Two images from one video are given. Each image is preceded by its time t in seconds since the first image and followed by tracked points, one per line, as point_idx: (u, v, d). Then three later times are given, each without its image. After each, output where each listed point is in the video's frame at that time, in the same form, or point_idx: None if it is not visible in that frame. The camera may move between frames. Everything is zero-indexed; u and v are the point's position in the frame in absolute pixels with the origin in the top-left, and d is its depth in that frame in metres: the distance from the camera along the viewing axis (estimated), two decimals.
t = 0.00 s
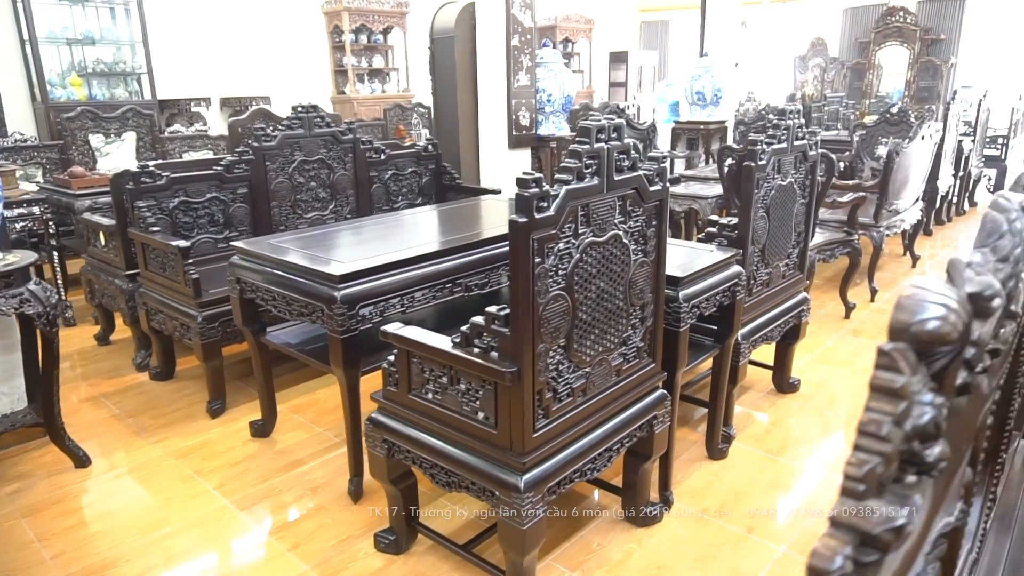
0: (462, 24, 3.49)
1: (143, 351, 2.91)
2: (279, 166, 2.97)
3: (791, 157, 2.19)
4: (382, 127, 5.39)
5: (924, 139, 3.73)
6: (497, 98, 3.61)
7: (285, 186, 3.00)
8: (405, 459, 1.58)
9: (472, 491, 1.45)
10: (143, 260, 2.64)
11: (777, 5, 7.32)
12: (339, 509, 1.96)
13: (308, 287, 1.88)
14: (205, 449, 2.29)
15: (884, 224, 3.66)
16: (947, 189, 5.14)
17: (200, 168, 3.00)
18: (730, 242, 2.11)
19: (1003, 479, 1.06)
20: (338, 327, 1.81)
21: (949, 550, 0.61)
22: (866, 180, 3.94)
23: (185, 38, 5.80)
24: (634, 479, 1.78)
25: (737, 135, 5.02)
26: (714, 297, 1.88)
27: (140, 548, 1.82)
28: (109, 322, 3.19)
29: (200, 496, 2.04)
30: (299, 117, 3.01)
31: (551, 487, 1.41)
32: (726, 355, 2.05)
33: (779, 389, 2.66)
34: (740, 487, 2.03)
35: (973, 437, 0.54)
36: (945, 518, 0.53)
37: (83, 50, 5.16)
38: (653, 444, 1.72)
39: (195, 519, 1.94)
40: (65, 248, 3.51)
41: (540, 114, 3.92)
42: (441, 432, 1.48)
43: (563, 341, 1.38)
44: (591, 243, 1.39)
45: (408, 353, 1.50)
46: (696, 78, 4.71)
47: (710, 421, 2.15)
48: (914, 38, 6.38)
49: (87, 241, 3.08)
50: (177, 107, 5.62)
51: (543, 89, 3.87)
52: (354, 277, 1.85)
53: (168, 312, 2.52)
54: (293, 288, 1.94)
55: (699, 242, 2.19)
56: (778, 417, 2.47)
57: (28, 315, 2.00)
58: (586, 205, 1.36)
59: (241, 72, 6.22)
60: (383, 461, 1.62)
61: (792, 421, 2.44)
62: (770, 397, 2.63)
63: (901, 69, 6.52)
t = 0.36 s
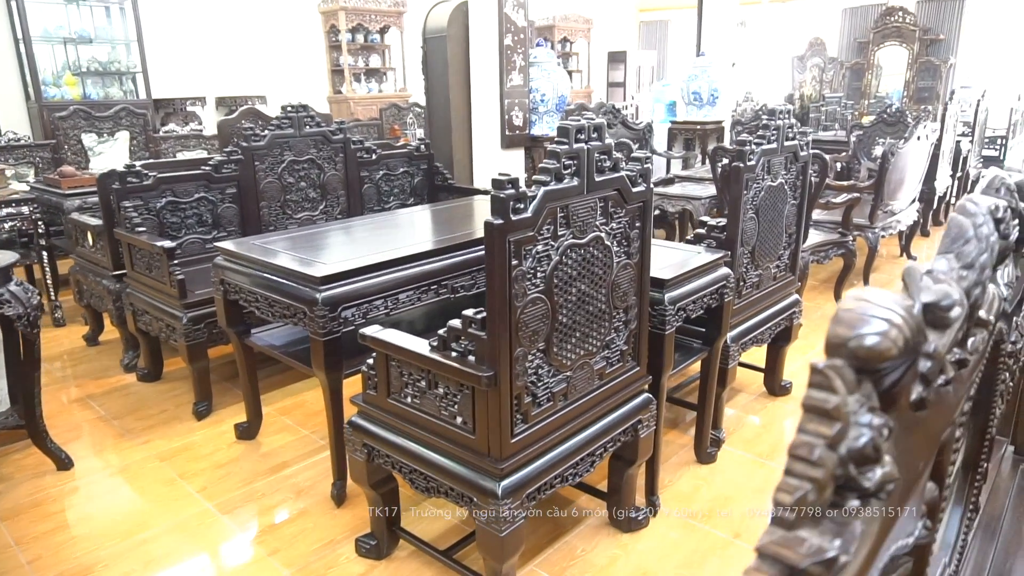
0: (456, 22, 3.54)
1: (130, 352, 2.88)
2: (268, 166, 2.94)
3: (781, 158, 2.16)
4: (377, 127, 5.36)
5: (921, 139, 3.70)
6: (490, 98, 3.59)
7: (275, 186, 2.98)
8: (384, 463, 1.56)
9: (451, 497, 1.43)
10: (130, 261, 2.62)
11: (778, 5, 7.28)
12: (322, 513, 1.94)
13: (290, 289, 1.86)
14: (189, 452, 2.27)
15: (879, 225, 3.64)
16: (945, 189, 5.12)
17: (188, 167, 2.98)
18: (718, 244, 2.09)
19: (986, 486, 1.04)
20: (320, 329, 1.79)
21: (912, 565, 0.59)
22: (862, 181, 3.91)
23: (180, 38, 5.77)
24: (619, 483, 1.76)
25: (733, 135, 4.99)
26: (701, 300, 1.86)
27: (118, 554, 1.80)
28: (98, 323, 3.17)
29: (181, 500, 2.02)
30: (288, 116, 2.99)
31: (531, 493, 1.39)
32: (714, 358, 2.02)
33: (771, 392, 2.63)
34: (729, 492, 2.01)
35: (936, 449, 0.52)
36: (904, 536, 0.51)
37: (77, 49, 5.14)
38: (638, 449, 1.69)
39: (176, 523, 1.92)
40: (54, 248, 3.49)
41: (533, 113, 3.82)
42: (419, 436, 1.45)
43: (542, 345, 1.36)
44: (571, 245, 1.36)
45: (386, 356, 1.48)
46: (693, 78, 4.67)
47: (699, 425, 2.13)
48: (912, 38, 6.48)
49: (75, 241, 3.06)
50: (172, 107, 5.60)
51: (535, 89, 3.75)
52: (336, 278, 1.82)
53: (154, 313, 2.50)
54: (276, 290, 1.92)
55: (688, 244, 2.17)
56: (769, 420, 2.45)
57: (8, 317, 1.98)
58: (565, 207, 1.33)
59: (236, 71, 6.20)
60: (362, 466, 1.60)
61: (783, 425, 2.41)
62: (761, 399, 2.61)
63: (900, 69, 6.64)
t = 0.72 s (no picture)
0: (453, 22, 3.53)
1: (124, 353, 2.87)
2: (262, 166, 2.92)
3: (778, 158, 2.14)
4: (376, 127, 5.35)
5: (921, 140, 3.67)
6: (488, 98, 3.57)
7: (270, 186, 2.96)
8: (374, 467, 1.54)
9: (441, 502, 1.41)
10: (123, 261, 2.60)
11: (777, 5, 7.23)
12: (314, 517, 1.92)
13: (281, 290, 1.84)
14: (181, 454, 2.25)
15: (879, 226, 3.62)
16: (946, 190, 5.10)
17: (181, 167, 2.96)
18: (715, 245, 2.07)
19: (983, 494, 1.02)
20: (311, 331, 1.78)
21: None
22: (862, 182, 3.89)
23: (178, 37, 5.76)
24: (613, 487, 1.74)
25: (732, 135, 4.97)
26: (697, 302, 1.84)
27: (106, 557, 1.78)
28: (92, 323, 3.16)
29: (172, 503, 2.00)
30: (283, 116, 2.97)
31: (521, 499, 1.37)
32: (710, 361, 2.00)
33: (769, 395, 2.61)
34: (724, 496, 1.98)
35: (925, 463, 0.51)
36: (891, 556, 0.49)
37: (74, 48, 5.13)
38: (631, 453, 1.67)
39: (166, 526, 1.90)
40: (49, 248, 3.47)
41: (531, 114, 3.81)
42: (409, 441, 1.44)
43: (533, 348, 1.34)
44: (562, 247, 1.34)
45: (376, 359, 1.46)
46: (692, 78, 4.64)
47: (694, 429, 2.11)
48: (914, 38, 6.48)
49: (68, 241, 3.04)
50: (170, 106, 5.58)
51: (533, 89, 3.78)
52: (327, 280, 1.81)
53: (147, 314, 2.48)
54: (267, 292, 1.90)
55: (684, 245, 2.14)
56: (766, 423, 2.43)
57: None
58: (556, 209, 1.31)
59: (235, 70, 6.18)
60: (352, 470, 1.58)
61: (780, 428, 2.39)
62: (759, 402, 2.59)
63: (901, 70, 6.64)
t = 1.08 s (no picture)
0: (451, 22, 3.50)
1: (118, 356, 2.85)
2: (257, 168, 2.90)
3: (777, 160, 2.11)
4: (375, 127, 5.33)
5: (923, 141, 3.64)
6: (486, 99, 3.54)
7: (265, 187, 2.94)
8: (365, 476, 1.51)
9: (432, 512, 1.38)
10: (116, 265, 2.57)
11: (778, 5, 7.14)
12: (305, 524, 1.90)
13: (272, 294, 1.82)
14: (173, 459, 2.23)
15: (880, 228, 3.60)
16: (948, 191, 5.06)
17: (176, 169, 2.93)
18: (713, 248, 2.04)
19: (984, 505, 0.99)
20: (302, 336, 1.75)
21: None
22: (863, 183, 3.86)
23: (176, 38, 5.74)
24: (608, 495, 1.71)
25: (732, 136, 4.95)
26: (694, 307, 1.81)
27: (95, 565, 1.75)
28: (86, 326, 3.14)
29: (163, 509, 1.97)
30: (279, 117, 2.95)
31: (513, 509, 1.35)
32: (708, 366, 1.98)
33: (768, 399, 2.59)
34: (722, 504, 1.96)
35: (921, 489, 0.48)
36: None
37: (72, 49, 5.10)
38: (627, 461, 1.64)
39: (156, 533, 1.88)
40: (44, 249, 3.45)
41: (529, 115, 3.77)
42: (399, 448, 1.41)
43: (524, 355, 1.32)
44: (554, 252, 1.31)
45: (366, 366, 1.43)
46: (692, 79, 4.61)
47: (692, 435, 2.08)
48: (916, 39, 6.40)
49: (63, 243, 3.03)
50: (168, 107, 5.57)
51: (532, 90, 3.75)
52: (319, 284, 1.78)
53: (140, 318, 2.46)
54: (258, 296, 1.87)
55: (681, 248, 2.11)
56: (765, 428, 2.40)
57: None
58: (548, 213, 1.29)
59: (234, 71, 6.17)
60: (343, 477, 1.55)
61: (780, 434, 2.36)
62: (758, 406, 2.56)
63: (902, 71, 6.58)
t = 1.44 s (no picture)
0: (449, 20, 3.43)
1: (108, 359, 2.80)
2: (250, 167, 2.84)
3: (781, 161, 2.05)
4: (373, 126, 5.27)
5: (928, 141, 3.57)
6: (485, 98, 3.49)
7: (258, 187, 2.88)
8: (353, 488, 1.45)
9: (421, 527, 1.32)
10: (104, 266, 2.52)
11: None
12: (294, 535, 1.84)
13: (260, 299, 1.76)
14: (161, 466, 2.18)
15: (885, 229, 3.54)
16: (953, 190, 5.01)
17: (167, 168, 2.88)
18: (715, 251, 1.97)
19: (1004, 527, 0.93)
20: (290, 342, 1.70)
21: None
22: (867, 183, 3.80)
23: (173, 36, 5.69)
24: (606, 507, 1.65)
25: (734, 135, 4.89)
26: (695, 312, 1.75)
27: None
28: (77, 329, 3.09)
29: (149, 519, 1.92)
30: (272, 116, 2.89)
31: (505, 525, 1.29)
32: (709, 372, 1.92)
33: (771, 405, 2.53)
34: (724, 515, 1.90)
35: (956, 536, 0.43)
36: None
37: (68, 47, 5.05)
38: (626, 472, 1.59)
39: (141, 544, 1.82)
40: (36, 250, 3.40)
41: (527, 113, 3.71)
42: (387, 461, 1.35)
43: (517, 365, 1.26)
44: (549, 256, 1.26)
45: (354, 375, 1.38)
46: (694, 77, 4.55)
47: (692, 443, 2.03)
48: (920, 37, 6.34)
49: (53, 244, 2.98)
50: (165, 106, 5.51)
51: (531, 89, 3.68)
52: (308, 288, 1.73)
53: (129, 321, 2.41)
54: (246, 300, 1.82)
55: (683, 251, 2.06)
56: (767, 435, 2.35)
57: None
58: (542, 216, 1.23)
59: (232, 70, 6.12)
60: (331, 489, 1.50)
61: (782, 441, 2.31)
62: (760, 412, 2.51)
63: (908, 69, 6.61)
